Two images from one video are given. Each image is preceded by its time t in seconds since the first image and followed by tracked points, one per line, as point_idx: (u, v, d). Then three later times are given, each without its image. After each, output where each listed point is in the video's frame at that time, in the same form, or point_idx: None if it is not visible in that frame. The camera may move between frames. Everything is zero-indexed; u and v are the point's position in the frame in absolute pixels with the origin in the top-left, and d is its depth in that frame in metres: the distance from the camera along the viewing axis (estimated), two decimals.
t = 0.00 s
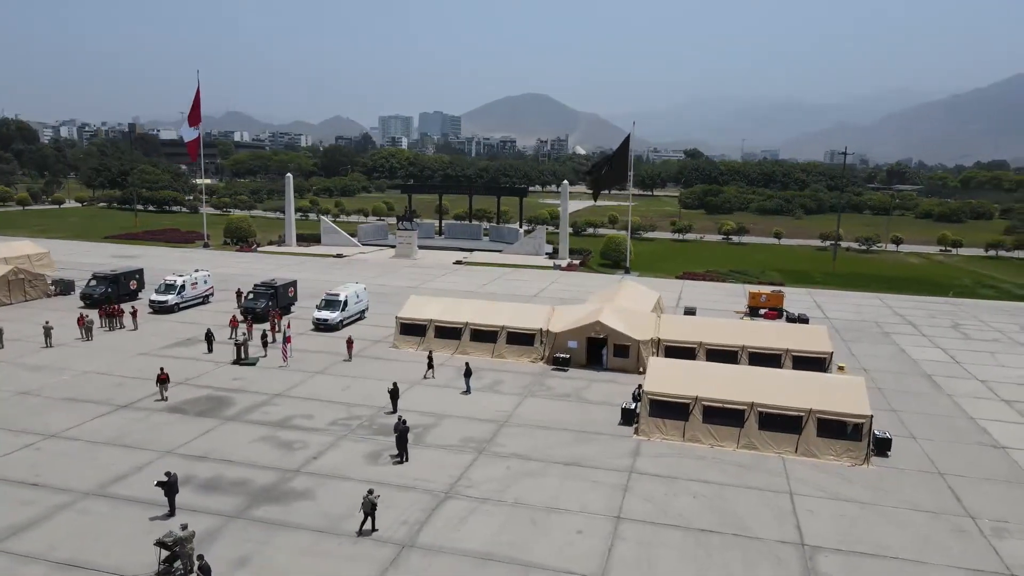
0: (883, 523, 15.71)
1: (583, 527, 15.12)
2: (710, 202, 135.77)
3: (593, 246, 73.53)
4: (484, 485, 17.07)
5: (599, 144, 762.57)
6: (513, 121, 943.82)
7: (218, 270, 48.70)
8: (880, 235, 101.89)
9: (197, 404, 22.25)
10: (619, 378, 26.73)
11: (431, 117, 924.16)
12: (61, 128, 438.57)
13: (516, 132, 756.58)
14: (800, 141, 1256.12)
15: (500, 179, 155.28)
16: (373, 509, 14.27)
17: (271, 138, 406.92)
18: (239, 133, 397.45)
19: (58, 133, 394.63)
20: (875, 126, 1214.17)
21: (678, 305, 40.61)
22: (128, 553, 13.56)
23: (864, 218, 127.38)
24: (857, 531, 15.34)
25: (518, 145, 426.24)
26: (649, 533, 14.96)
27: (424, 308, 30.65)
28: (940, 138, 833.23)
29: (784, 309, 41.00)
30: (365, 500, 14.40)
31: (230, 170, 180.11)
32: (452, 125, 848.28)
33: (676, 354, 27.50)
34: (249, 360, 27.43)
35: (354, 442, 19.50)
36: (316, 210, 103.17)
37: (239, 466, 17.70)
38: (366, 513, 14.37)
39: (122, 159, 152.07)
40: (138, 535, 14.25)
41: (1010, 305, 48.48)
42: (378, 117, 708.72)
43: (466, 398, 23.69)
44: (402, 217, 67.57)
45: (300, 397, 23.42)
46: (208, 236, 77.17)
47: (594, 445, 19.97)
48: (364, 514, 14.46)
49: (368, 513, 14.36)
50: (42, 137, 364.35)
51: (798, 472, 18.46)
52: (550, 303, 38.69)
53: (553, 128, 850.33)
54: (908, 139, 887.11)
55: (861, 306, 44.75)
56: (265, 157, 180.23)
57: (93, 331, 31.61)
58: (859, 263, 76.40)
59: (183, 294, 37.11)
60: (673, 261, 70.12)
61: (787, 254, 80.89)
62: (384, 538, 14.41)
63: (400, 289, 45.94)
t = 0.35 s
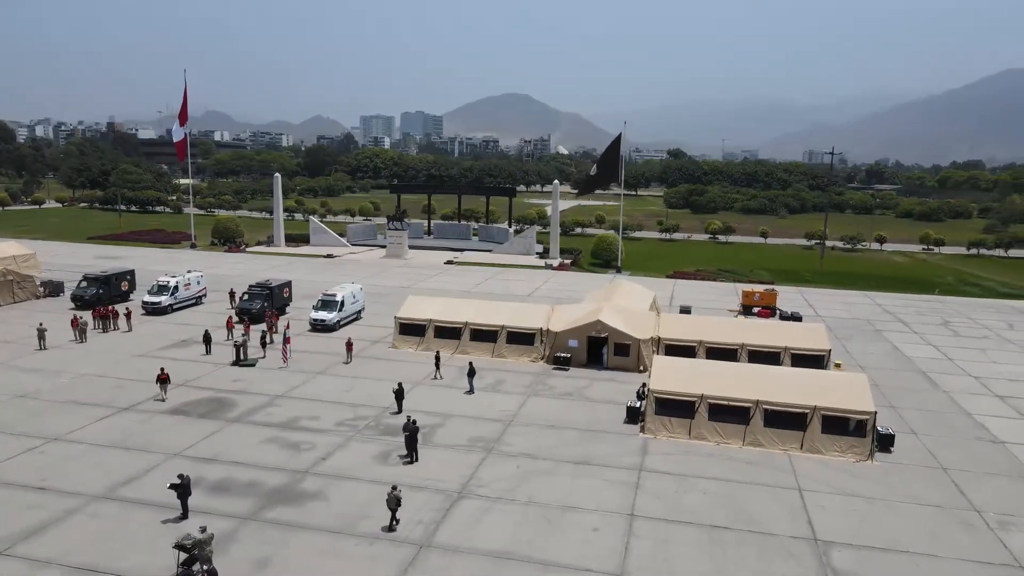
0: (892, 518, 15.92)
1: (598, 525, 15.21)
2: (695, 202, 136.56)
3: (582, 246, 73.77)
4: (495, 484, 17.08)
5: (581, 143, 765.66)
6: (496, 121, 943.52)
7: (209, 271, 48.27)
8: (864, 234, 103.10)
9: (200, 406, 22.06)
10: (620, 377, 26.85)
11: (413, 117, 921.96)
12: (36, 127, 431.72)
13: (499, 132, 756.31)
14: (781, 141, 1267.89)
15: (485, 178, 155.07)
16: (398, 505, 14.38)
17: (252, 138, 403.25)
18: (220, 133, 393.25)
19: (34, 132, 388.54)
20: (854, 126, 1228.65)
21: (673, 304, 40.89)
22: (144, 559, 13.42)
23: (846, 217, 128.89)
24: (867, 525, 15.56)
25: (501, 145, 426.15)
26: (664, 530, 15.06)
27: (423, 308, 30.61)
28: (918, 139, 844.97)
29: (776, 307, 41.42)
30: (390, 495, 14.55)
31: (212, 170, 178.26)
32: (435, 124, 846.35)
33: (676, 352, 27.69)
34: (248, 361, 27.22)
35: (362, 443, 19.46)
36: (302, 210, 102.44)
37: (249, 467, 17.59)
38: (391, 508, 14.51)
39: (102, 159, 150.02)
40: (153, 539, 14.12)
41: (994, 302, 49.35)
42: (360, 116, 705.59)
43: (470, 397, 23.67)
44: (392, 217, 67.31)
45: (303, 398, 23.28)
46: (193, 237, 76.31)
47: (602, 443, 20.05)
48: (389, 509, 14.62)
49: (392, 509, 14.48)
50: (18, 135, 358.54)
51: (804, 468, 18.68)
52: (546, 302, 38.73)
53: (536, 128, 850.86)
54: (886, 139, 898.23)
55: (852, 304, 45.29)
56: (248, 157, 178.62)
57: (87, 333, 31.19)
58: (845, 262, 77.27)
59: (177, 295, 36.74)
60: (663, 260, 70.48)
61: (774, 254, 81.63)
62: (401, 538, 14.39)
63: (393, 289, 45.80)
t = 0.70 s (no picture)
0: (900, 512, 16.15)
1: (612, 522, 15.28)
2: (680, 201, 137.25)
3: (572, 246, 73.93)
4: (506, 483, 17.10)
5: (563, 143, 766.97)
6: (479, 121, 942.61)
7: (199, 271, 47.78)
8: (847, 233, 104.13)
9: (202, 407, 21.87)
10: (621, 375, 26.93)
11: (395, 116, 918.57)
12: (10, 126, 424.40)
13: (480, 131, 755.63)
14: (761, 141, 1278.94)
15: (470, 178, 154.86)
16: (420, 500, 14.64)
17: (231, 138, 399.18)
18: (200, 133, 389.14)
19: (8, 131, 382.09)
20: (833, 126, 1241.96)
21: (667, 303, 41.10)
22: (159, 561, 13.28)
23: (828, 216, 130.31)
24: (877, 520, 15.74)
25: (483, 145, 425.83)
26: (678, 526, 15.16)
27: (421, 308, 30.55)
28: (896, 139, 855.49)
29: (769, 306, 41.77)
30: (411, 490, 14.71)
31: (193, 170, 176.33)
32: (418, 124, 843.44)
33: (675, 350, 27.89)
34: (247, 362, 27.01)
35: (369, 443, 19.38)
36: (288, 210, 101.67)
37: (257, 468, 17.45)
38: (412, 503, 14.68)
39: (81, 158, 147.78)
40: (167, 541, 13.95)
41: (979, 299, 50.15)
42: (342, 116, 701.65)
43: (474, 396, 23.65)
44: (381, 217, 67.00)
45: (306, 398, 23.13)
46: (179, 237, 75.47)
47: (608, 441, 20.13)
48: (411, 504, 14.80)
49: (414, 505, 14.68)
50: None
51: (810, 463, 18.89)
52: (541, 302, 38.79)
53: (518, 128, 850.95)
54: (865, 139, 909.01)
55: (842, 302, 45.81)
56: (229, 156, 176.90)
57: (80, 335, 30.79)
58: (830, 261, 78.08)
59: (169, 296, 36.35)
60: (652, 260, 70.78)
61: (761, 252, 82.35)
62: (417, 537, 14.35)
63: (386, 289, 45.58)
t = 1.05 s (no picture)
0: (906, 506, 16.40)
1: (626, 519, 15.39)
2: (663, 200, 138.01)
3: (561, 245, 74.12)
4: (518, 481, 17.15)
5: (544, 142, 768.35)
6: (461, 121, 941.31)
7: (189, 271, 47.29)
8: (829, 232, 105.33)
9: (204, 408, 21.69)
10: (621, 373, 27.10)
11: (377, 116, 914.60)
12: None
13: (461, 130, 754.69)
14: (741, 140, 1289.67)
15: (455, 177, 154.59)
16: (442, 495, 14.82)
17: (210, 138, 394.29)
18: (177, 132, 383.28)
19: None
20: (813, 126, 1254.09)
21: (660, 302, 41.33)
22: (176, 564, 13.17)
23: (810, 215, 131.57)
24: (884, 513, 16.00)
25: (464, 144, 424.23)
26: (691, 522, 15.31)
27: (420, 308, 30.49)
28: (874, 138, 866.33)
29: (761, 304, 42.16)
30: (433, 485, 14.90)
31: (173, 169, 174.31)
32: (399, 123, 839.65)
33: (674, 348, 28.08)
34: (246, 363, 26.83)
35: (376, 443, 19.34)
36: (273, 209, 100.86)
37: (266, 469, 17.36)
38: (434, 498, 14.88)
39: (58, 157, 145.45)
40: (181, 543, 13.87)
41: (964, 296, 51.00)
42: (323, 114, 696.30)
43: (477, 396, 23.66)
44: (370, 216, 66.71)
45: (308, 398, 22.99)
46: (164, 237, 74.60)
47: (614, 439, 20.23)
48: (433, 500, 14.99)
49: (436, 500, 14.87)
50: None
51: (815, 459, 19.13)
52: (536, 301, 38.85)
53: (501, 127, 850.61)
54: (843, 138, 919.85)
55: (831, 300, 46.38)
56: (210, 155, 175.02)
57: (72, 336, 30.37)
58: (815, 259, 78.96)
59: (161, 297, 35.97)
60: (641, 258, 71.14)
61: (746, 251, 83.13)
62: (434, 537, 14.37)
63: (378, 289, 45.35)
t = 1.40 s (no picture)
0: (912, 500, 16.62)
1: (639, 516, 15.49)
2: (648, 200, 138.81)
3: (550, 244, 74.32)
4: (528, 479, 17.19)
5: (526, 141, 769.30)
6: (443, 120, 939.58)
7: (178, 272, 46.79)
8: (812, 230, 106.59)
9: (206, 410, 21.51)
10: (621, 372, 27.20)
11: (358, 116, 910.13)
12: None
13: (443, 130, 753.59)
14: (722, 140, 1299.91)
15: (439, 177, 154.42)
16: (461, 490, 15.03)
17: (188, 137, 389.49)
18: (154, 131, 378.49)
19: None
20: (792, 126, 1266.18)
21: (654, 300, 41.61)
22: (192, 566, 13.05)
23: (792, 214, 132.86)
24: (891, 507, 16.23)
25: (445, 144, 423.80)
26: (703, 518, 15.44)
27: (418, 308, 30.44)
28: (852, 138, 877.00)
29: (752, 302, 42.54)
30: (452, 480, 15.12)
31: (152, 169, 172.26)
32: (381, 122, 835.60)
33: (673, 346, 28.29)
34: (244, 363, 26.63)
35: (384, 443, 19.29)
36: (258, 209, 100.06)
37: (274, 470, 17.24)
38: (453, 493, 15.08)
39: (35, 157, 143.18)
40: (196, 545, 13.75)
41: (948, 294, 51.86)
42: (304, 113, 691.24)
43: (480, 395, 23.66)
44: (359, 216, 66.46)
45: (311, 399, 22.85)
46: (148, 237, 73.74)
47: (620, 437, 20.32)
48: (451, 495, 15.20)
49: (455, 495, 15.07)
50: None
51: (819, 454, 19.37)
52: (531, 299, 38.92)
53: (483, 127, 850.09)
54: (822, 139, 930.34)
55: (820, 297, 46.96)
56: (190, 154, 173.19)
57: (64, 338, 29.94)
58: (800, 258, 79.91)
59: (153, 298, 35.57)
60: (630, 257, 71.56)
61: (732, 250, 83.89)
62: (450, 536, 14.36)
63: (371, 289, 45.15)
